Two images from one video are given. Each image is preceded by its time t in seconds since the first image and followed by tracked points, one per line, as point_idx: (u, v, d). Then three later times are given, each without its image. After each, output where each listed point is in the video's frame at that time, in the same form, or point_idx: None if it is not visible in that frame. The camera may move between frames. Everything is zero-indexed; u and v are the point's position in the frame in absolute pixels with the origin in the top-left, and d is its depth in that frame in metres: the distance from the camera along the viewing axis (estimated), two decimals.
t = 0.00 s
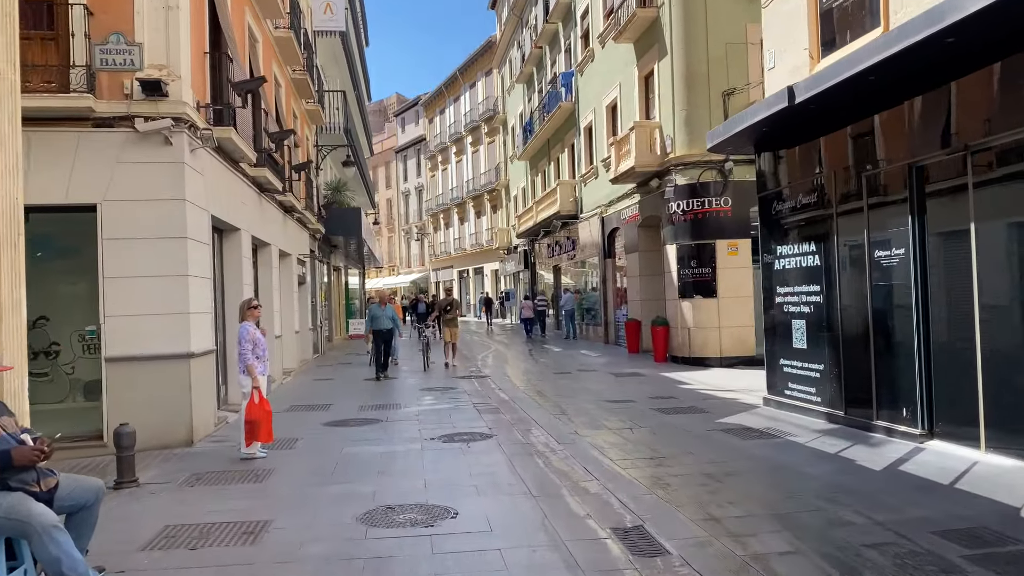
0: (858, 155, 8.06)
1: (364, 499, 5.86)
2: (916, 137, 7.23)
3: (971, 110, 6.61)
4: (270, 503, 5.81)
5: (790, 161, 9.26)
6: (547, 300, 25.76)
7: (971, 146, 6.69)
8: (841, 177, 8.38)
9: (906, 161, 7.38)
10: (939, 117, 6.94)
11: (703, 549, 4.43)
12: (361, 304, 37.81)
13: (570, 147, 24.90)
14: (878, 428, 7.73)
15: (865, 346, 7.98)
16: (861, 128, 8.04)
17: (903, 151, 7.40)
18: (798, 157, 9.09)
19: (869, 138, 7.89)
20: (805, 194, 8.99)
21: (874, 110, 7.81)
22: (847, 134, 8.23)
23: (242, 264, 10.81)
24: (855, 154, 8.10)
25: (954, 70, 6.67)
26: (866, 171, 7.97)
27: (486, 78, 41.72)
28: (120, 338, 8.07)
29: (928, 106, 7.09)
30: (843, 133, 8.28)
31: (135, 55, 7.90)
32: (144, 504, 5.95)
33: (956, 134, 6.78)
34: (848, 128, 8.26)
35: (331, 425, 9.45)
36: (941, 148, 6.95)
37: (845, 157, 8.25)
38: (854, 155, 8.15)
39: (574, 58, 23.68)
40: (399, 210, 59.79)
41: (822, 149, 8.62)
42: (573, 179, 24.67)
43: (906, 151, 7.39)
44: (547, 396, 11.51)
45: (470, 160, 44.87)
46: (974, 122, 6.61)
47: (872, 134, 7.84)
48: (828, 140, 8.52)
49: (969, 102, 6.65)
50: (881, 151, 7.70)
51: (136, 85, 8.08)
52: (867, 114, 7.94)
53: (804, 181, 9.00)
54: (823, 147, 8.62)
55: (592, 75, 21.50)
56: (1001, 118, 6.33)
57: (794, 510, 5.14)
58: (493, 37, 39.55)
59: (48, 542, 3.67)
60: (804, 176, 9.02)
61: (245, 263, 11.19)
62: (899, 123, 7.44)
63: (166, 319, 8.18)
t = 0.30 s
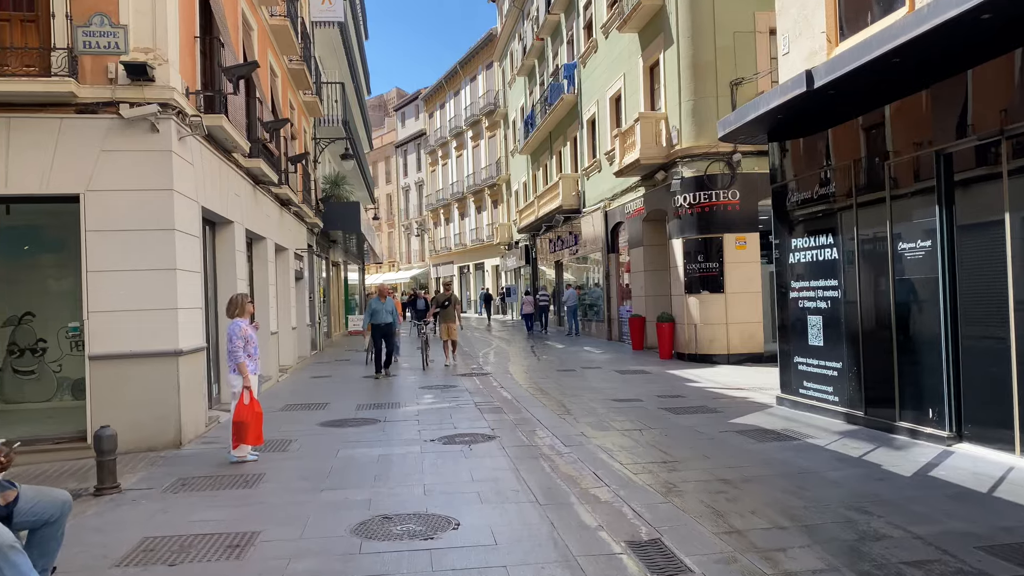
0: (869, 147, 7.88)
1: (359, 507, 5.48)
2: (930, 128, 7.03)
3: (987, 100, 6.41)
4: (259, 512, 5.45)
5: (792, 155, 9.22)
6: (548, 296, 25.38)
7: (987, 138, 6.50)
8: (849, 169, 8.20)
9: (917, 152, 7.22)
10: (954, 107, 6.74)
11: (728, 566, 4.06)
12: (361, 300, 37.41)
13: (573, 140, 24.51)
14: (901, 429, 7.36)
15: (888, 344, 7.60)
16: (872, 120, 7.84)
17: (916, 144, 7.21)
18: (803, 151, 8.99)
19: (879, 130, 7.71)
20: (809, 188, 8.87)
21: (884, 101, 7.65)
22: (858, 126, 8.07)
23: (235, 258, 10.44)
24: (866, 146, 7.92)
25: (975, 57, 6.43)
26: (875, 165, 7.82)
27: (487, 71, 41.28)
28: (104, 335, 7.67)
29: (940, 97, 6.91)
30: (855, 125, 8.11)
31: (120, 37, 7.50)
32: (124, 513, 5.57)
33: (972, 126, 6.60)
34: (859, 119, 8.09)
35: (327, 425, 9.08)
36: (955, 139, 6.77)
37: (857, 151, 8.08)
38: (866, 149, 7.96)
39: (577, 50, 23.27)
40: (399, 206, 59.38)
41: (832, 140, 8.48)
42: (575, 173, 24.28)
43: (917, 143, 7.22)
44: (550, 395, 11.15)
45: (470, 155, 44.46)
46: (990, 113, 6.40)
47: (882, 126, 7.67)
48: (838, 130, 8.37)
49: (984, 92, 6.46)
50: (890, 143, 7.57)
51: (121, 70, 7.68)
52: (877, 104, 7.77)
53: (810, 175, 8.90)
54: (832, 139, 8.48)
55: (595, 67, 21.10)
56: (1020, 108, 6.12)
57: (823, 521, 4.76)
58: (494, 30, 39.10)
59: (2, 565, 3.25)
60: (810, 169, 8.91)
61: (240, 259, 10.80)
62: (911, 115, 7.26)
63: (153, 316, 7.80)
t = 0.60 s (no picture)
0: (880, 139, 7.61)
1: (352, 519, 5.08)
2: (945, 118, 6.75)
3: (1001, 90, 6.15)
4: (244, 523, 5.07)
5: (801, 147, 8.94)
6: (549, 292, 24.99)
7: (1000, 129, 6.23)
8: (858, 160, 7.96)
9: (929, 144, 6.98)
10: (967, 96, 6.49)
11: None
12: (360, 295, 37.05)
13: (575, 133, 24.10)
14: (927, 432, 6.96)
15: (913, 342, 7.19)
16: (883, 112, 7.58)
17: (929, 133, 6.96)
18: (809, 143, 8.76)
19: (892, 122, 7.44)
20: (817, 181, 8.65)
21: (895, 91, 7.40)
22: (865, 116, 7.84)
23: (226, 252, 10.05)
24: (875, 137, 7.68)
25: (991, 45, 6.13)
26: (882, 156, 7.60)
27: (488, 64, 40.83)
28: (87, 332, 7.29)
29: (952, 87, 6.66)
30: (863, 116, 7.89)
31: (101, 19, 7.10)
32: (100, 524, 5.18)
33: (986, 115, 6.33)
34: (867, 110, 7.86)
35: (322, 426, 8.69)
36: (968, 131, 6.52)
37: (864, 142, 7.85)
38: (873, 138, 7.73)
39: (579, 41, 22.85)
40: (399, 201, 58.97)
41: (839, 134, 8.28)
42: (578, 166, 23.88)
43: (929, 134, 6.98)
44: (553, 394, 10.77)
45: (471, 149, 44.04)
46: (1005, 102, 6.13)
47: (895, 117, 7.39)
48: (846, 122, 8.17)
49: (998, 83, 6.19)
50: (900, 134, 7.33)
51: (103, 53, 7.28)
52: (890, 95, 7.49)
53: (816, 168, 8.66)
54: (839, 129, 8.26)
55: (599, 58, 20.68)
56: None
57: (856, 536, 4.37)
58: (495, 22, 38.63)
59: None
60: (817, 162, 8.68)
61: (232, 252, 10.42)
62: (921, 107, 7.03)
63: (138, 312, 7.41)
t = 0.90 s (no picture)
0: (888, 134, 7.36)
1: (343, 537, 4.70)
2: (957, 113, 6.51)
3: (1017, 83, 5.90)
4: (226, 543, 4.68)
5: (808, 141, 8.62)
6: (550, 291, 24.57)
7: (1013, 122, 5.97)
8: (865, 156, 7.72)
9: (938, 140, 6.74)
10: (984, 90, 6.21)
11: None
12: (359, 293, 36.63)
13: (577, 129, 23.70)
14: (956, 440, 6.57)
15: (938, 345, 6.79)
16: (891, 107, 7.34)
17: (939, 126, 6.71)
18: (815, 137, 8.50)
19: (901, 116, 7.19)
20: (828, 177, 8.31)
21: (905, 85, 7.15)
22: (873, 111, 7.61)
23: (217, 250, 9.66)
24: (883, 133, 7.44)
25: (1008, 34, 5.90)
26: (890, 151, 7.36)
27: (488, 60, 40.40)
28: (65, 334, 6.90)
29: (965, 80, 6.41)
30: (870, 111, 7.65)
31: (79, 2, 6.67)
32: (71, 543, 4.79)
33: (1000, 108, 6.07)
34: (875, 104, 7.61)
35: (315, 432, 8.31)
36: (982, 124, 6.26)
37: (871, 137, 7.61)
38: (881, 135, 7.49)
39: (582, 35, 22.44)
40: (399, 198, 58.55)
41: (845, 127, 8.00)
42: (580, 163, 23.49)
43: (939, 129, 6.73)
44: (556, 397, 10.39)
45: (471, 146, 43.62)
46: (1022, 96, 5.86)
47: (905, 111, 7.14)
48: (855, 116, 7.88)
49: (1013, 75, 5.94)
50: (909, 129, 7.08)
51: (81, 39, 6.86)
52: (900, 89, 7.25)
53: (823, 164, 8.39)
54: (845, 124, 8.03)
55: (601, 52, 20.29)
56: None
57: (894, 560, 3.98)
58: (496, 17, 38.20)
59: None
60: (826, 156, 8.36)
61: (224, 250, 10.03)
62: (931, 101, 6.79)
63: (118, 313, 7.02)
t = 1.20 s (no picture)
0: (897, 130, 7.14)
1: (329, 555, 4.32)
2: (968, 105, 6.27)
3: None
4: (202, 561, 4.30)
5: (817, 135, 8.31)
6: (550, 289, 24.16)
7: None
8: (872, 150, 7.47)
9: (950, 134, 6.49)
10: (999, 81, 5.94)
11: None
12: (359, 292, 36.25)
13: (579, 125, 23.31)
14: (985, 446, 6.17)
15: (965, 345, 6.40)
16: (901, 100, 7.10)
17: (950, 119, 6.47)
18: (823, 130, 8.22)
19: (910, 111, 6.95)
20: (834, 173, 8.05)
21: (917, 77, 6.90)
22: (882, 105, 7.35)
23: (206, 246, 9.28)
24: (891, 128, 7.20)
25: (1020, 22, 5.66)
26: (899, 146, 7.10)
27: (489, 57, 40.01)
28: (40, 334, 6.52)
29: (979, 70, 6.15)
30: (879, 104, 7.40)
31: None
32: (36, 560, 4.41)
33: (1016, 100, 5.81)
34: (884, 97, 7.36)
35: (306, 436, 7.93)
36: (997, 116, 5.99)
37: (880, 131, 7.34)
38: (890, 129, 7.23)
39: (584, 29, 22.04)
40: (399, 197, 58.16)
41: (854, 122, 7.74)
42: (582, 159, 23.11)
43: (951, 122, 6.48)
44: (558, 399, 10.00)
45: (472, 144, 43.23)
46: None
47: (915, 105, 6.90)
48: (864, 109, 7.61)
49: None
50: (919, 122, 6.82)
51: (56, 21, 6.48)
52: (910, 82, 7.01)
53: (829, 159, 8.13)
54: (852, 118, 7.77)
55: (604, 46, 19.90)
56: None
57: None
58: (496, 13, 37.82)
59: None
60: (833, 151, 8.08)
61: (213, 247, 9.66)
62: (943, 93, 6.54)
63: (96, 312, 6.64)
